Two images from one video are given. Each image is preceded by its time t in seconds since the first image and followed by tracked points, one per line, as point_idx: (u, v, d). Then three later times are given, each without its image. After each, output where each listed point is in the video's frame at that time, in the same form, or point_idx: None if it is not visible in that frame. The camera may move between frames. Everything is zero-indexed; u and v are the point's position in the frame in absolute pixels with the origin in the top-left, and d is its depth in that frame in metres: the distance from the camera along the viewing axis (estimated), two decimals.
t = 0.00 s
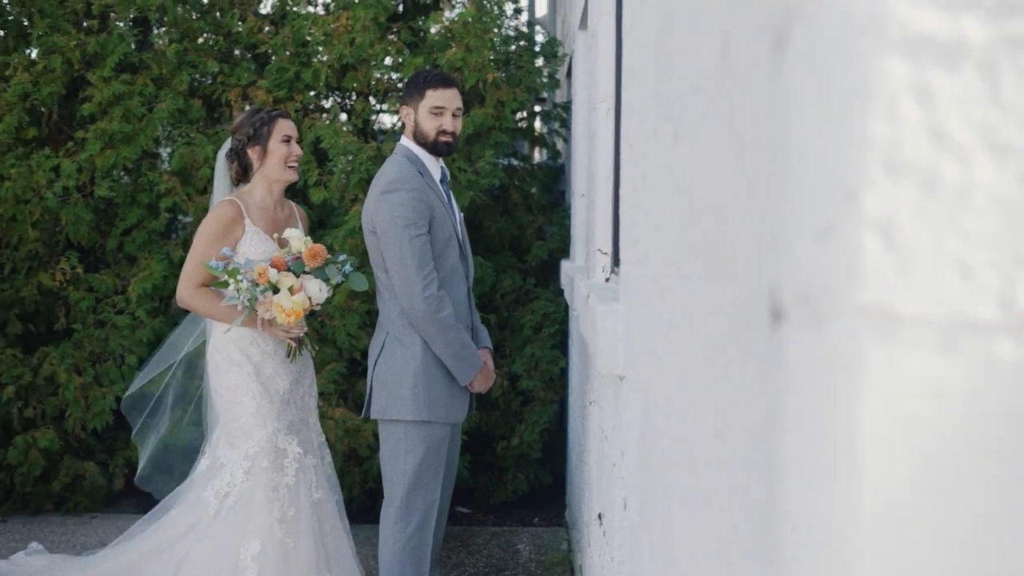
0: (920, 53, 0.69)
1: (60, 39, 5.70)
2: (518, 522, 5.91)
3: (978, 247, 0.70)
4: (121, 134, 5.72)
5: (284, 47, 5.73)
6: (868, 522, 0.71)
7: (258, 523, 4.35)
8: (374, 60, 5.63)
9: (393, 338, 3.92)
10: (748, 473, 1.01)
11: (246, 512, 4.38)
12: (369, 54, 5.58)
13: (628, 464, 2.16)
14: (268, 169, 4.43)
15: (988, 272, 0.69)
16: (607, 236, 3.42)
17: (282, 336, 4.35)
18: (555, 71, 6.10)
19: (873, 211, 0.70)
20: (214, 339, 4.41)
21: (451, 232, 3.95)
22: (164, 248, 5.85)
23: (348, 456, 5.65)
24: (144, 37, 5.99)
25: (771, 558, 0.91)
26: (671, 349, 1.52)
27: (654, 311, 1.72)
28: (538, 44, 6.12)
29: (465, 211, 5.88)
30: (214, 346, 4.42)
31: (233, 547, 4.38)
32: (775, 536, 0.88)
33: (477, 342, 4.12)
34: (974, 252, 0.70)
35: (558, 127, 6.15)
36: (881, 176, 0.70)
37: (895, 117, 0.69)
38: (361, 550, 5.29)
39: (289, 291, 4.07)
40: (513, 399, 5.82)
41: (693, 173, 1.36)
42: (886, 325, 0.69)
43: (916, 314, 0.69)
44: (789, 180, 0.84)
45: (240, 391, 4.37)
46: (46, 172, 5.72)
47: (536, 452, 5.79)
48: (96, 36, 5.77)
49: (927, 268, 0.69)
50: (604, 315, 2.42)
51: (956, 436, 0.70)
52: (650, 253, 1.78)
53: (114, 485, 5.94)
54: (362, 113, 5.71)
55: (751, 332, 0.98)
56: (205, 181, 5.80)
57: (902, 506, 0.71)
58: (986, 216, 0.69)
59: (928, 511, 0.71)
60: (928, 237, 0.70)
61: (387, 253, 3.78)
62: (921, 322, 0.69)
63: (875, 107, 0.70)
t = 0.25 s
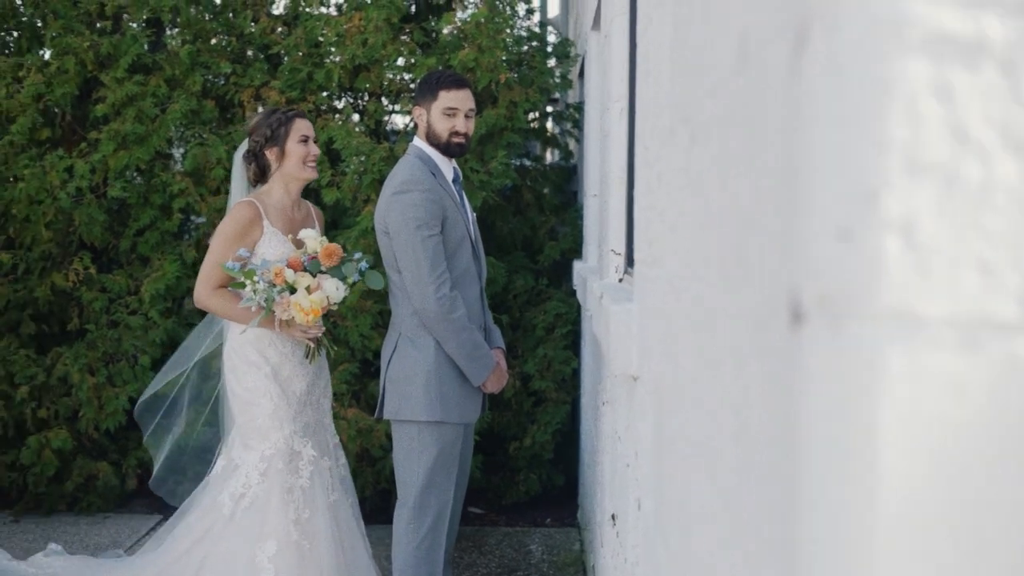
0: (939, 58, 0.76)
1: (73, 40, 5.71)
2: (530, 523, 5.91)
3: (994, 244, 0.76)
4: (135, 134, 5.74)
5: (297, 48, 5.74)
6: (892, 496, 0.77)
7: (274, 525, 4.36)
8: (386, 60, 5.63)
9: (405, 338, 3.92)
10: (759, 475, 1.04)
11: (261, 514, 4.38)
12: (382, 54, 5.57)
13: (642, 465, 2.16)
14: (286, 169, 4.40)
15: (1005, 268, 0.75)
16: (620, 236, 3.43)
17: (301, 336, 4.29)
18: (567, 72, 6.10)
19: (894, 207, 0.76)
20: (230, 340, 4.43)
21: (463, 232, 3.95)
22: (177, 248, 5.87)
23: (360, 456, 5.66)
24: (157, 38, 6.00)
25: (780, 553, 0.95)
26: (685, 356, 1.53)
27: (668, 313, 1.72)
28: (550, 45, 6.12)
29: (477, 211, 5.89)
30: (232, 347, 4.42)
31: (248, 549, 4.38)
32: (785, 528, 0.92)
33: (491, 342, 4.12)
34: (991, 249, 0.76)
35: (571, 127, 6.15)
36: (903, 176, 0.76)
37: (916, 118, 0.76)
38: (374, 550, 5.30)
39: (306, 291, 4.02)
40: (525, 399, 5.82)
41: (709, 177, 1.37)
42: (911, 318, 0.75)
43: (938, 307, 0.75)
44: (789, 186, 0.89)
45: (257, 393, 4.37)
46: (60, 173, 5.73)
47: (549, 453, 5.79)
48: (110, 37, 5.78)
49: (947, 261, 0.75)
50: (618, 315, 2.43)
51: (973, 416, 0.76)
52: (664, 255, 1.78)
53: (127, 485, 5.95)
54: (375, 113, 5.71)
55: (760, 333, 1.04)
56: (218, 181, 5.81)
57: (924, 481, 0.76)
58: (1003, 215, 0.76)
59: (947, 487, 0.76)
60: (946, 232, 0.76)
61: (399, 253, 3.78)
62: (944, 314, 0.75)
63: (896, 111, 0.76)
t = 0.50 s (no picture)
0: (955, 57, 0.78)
1: (82, 39, 5.71)
2: (538, 522, 5.91)
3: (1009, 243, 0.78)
4: (143, 134, 5.74)
5: (305, 47, 5.73)
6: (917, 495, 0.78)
7: (289, 526, 4.35)
8: (394, 59, 5.62)
9: (414, 338, 3.93)
10: (770, 475, 1.06)
11: (276, 516, 4.37)
12: (390, 54, 5.55)
13: (652, 465, 2.16)
14: (297, 169, 4.40)
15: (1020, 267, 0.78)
16: (630, 235, 3.43)
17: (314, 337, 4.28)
18: (575, 72, 6.10)
19: (914, 207, 0.78)
20: (242, 343, 4.41)
21: (472, 231, 3.95)
22: (185, 248, 5.87)
23: (368, 456, 5.66)
24: (166, 37, 6.00)
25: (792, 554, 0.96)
26: (697, 357, 1.53)
27: (679, 313, 1.73)
28: (557, 44, 6.12)
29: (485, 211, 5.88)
30: (245, 348, 4.41)
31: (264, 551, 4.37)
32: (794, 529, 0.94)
33: (500, 342, 4.12)
34: (1005, 248, 0.78)
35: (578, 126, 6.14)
36: (921, 177, 0.78)
37: (931, 118, 0.78)
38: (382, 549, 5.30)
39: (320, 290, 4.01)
40: (533, 398, 5.82)
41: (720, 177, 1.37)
42: (928, 316, 0.77)
43: (955, 306, 0.77)
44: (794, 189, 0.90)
45: (271, 394, 4.35)
46: (68, 173, 5.74)
47: (556, 452, 5.78)
48: (119, 36, 5.78)
49: (964, 260, 0.78)
50: (626, 315, 2.43)
51: (988, 410, 0.79)
52: (676, 255, 1.78)
53: (135, 484, 5.95)
54: (383, 112, 5.71)
55: (771, 335, 1.05)
56: (226, 181, 5.81)
57: (942, 476, 0.78)
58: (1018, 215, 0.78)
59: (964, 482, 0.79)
60: (963, 232, 0.78)
61: (408, 253, 3.78)
62: (961, 313, 0.77)
63: (912, 110, 0.78)
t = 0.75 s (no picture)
0: (970, 58, 0.79)
1: (89, 39, 5.72)
2: (545, 521, 5.90)
3: None
4: (150, 133, 5.75)
5: (311, 46, 5.73)
6: (929, 492, 0.80)
7: (300, 528, 4.35)
8: (401, 59, 5.62)
9: (421, 339, 3.93)
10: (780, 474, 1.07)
11: (286, 517, 4.38)
12: (396, 53, 5.54)
13: (661, 465, 2.16)
14: (305, 167, 4.40)
15: None
16: (637, 234, 3.43)
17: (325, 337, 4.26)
18: (582, 71, 6.10)
19: (927, 207, 0.80)
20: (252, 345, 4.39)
21: (479, 231, 3.94)
22: (192, 247, 5.87)
23: (375, 455, 5.66)
24: (173, 37, 6.01)
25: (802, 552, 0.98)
26: (704, 356, 1.54)
27: (688, 313, 1.73)
28: (564, 43, 6.12)
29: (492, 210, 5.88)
30: (255, 349, 4.38)
31: (274, 553, 4.37)
32: (807, 527, 0.95)
33: (506, 342, 4.13)
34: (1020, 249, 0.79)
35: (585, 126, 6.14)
36: (933, 177, 0.79)
37: (947, 118, 0.79)
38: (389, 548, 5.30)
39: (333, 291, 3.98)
40: (540, 397, 5.82)
41: (730, 176, 1.38)
42: (938, 317, 0.79)
43: (966, 307, 0.78)
44: (815, 191, 0.92)
45: (282, 394, 4.33)
46: (75, 172, 5.75)
47: (563, 452, 5.78)
48: (126, 36, 5.79)
49: (975, 260, 0.79)
50: (634, 314, 2.42)
51: (996, 411, 0.79)
52: (685, 254, 1.78)
53: (142, 484, 5.96)
54: (390, 112, 5.71)
55: (782, 334, 1.06)
56: (233, 180, 5.81)
57: (951, 474, 0.79)
58: None
59: (972, 480, 0.80)
60: (975, 233, 0.79)
61: (415, 253, 3.78)
62: (973, 314, 0.78)
63: (926, 112, 0.80)
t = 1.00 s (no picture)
0: (978, 55, 0.77)
1: (97, 39, 5.72)
2: (552, 522, 5.90)
3: None
4: (157, 133, 5.76)
5: (319, 46, 5.73)
6: (936, 493, 0.78)
7: (308, 530, 4.36)
8: (408, 59, 5.61)
9: (430, 341, 3.94)
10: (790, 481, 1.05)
11: (294, 519, 4.38)
12: (403, 53, 5.55)
13: (667, 465, 2.16)
14: (312, 168, 4.41)
15: None
16: (643, 234, 3.43)
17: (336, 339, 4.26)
18: (589, 71, 6.10)
19: (934, 206, 0.78)
20: (261, 347, 4.38)
21: (486, 232, 3.94)
22: (200, 247, 5.88)
23: (382, 455, 5.66)
24: (180, 37, 6.02)
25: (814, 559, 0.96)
26: (711, 359, 1.53)
27: (693, 313, 1.73)
28: (571, 43, 6.11)
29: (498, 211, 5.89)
30: (263, 351, 4.38)
31: (282, 556, 4.37)
32: (820, 535, 0.93)
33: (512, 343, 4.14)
34: None
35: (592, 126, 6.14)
36: (942, 175, 0.78)
37: (955, 116, 0.78)
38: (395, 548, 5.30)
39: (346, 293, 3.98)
40: (547, 398, 5.82)
41: (736, 175, 1.38)
42: (947, 318, 0.77)
43: (976, 309, 0.76)
44: (829, 194, 0.91)
45: (291, 397, 4.33)
46: (83, 172, 5.75)
47: (570, 452, 5.78)
48: (133, 36, 5.79)
49: (986, 260, 0.76)
50: (640, 315, 2.42)
51: (1001, 412, 0.77)
52: (692, 254, 1.78)
53: (149, 483, 5.97)
54: (397, 112, 5.71)
55: (793, 339, 1.05)
56: (241, 180, 5.81)
57: (957, 474, 0.78)
58: None
59: (979, 480, 0.78)
60: (983, 233, 0.77)
61: (424, 254, 3.78)
62: (983, 316, 0.76)
63: (935, 107, 0.78)
